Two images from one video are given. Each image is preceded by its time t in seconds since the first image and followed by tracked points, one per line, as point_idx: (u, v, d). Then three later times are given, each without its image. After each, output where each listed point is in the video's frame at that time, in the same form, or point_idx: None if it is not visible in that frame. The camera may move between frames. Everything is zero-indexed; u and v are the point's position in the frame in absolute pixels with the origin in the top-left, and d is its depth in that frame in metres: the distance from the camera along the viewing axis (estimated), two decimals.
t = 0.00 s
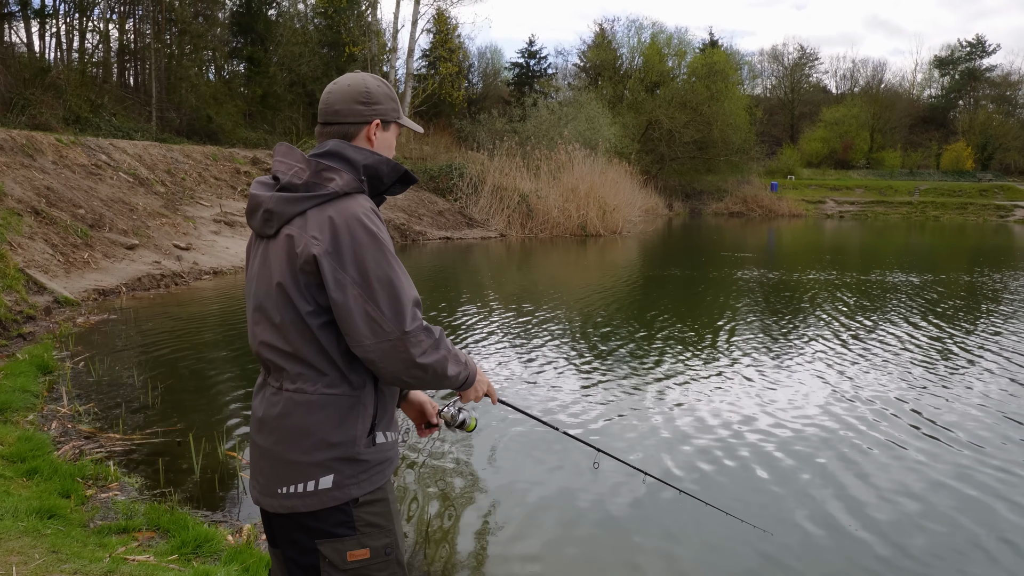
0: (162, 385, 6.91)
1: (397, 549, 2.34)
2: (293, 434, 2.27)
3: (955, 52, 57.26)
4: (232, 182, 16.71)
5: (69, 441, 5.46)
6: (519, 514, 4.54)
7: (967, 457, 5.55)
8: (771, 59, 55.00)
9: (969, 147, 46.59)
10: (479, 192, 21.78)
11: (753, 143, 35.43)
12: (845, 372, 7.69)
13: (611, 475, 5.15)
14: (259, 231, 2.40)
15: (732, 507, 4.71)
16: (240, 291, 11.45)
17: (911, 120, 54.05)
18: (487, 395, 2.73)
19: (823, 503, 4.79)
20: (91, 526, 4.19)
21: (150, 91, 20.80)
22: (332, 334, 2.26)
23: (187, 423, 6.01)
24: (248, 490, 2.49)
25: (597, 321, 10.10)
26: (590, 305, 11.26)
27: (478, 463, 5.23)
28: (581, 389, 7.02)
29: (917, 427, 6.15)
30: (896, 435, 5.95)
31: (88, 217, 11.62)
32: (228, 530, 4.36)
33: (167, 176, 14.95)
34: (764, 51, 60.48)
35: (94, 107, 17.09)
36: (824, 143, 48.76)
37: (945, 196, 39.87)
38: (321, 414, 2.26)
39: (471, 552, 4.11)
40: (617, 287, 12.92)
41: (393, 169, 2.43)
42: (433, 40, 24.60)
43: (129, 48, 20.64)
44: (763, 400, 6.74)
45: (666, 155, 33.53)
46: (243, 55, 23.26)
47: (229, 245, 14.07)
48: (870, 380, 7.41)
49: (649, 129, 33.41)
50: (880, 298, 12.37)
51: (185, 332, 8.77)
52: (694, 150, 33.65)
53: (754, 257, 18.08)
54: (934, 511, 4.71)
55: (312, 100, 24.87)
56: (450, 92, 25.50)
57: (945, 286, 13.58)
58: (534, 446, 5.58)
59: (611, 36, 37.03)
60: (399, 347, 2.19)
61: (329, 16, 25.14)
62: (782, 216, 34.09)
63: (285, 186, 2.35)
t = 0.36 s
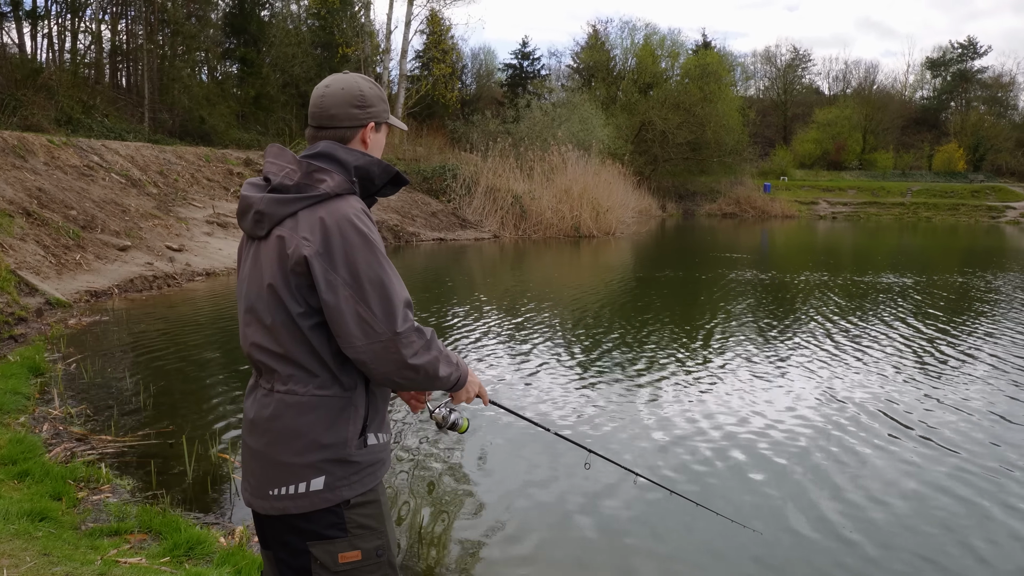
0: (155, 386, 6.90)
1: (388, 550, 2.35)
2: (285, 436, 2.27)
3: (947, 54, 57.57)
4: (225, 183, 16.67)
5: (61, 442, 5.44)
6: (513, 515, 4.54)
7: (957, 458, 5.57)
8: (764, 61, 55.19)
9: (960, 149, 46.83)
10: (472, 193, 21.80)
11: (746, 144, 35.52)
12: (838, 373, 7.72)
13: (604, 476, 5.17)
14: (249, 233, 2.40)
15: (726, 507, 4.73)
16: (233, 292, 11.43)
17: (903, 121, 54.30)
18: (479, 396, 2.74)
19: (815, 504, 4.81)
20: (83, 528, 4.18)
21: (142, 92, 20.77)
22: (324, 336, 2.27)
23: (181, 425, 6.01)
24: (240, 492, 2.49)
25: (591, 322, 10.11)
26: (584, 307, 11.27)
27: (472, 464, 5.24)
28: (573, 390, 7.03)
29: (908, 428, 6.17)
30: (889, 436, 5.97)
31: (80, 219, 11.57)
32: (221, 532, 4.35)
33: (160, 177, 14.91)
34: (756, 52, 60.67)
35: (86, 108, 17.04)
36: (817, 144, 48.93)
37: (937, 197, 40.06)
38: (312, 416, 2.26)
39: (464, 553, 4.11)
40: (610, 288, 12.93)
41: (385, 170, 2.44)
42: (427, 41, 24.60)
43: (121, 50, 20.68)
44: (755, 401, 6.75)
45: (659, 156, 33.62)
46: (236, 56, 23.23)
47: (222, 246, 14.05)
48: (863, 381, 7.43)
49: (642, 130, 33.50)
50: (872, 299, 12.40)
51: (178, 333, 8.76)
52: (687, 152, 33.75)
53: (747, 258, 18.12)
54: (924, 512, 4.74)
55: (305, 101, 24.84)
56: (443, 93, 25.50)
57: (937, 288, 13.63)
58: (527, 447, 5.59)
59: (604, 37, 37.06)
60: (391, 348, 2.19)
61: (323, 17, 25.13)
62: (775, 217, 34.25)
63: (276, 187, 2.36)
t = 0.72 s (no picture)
0: (147, 389, 6.87)
1: (381, 552, 2.35)
2: (277, 438, 2.27)
3: (938, 55, 57.86)
4: (217, 185, 16.63)
5: (52, 445, 5.42)
6: (506, 517, 4.54)
7: (949, 459, 5.59)
8: (756, 62, 55.39)
9: (952, 150, 47.07)
10: (465, 194, 21.80)
11: (738, 146, 35.61)
12: (831, 375, 7.73)
13: (597, 478, 5.17)
14: (240, 235, 2.40)
15: (719, 509, 4.74)
16: (225, 294, 11.40)
17: (895, 123, 54.57)
18: (471, 398, 2.74)
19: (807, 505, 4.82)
20: (74, 531, 4.16)
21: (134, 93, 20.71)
22: (315, 339, 2.27)
23: (173, 427, 5.99)
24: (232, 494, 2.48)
25: (585, 324, 10.12)
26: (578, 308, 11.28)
27: (465, 467, 5.24)
28: (566, 391, 7.03)
29: (900, 429, 6.18)
30: (880, 438, 5.98)
31: (72, 221, 11.52)
32: (213, 535, 4.34)
33: (152, 179, 14.86)
34: (749, 53, 60.85)
35: (77, 110, 16.99)
36: (809, 145, 49.10)
37: (928, 198, 40.26)
38: (304, 418, 2.26)
39: (457, 555, 4.11)
40: (603, 290, 12.95)
41: (376, 172, 2.44)
42: (420, 43, 24.58)
43: (113, 51, 20.60)
44: (748, 403, 6.77)
45: (652, 158, 33.71)
46: (228, 57, 23.18)
47: (214, 248, 14.01)
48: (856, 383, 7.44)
49: (635, 132, 33.59)
50: (865, 300, 12.43)
51: (170, 335, 8.74)
52: (680, 153, 33.85)
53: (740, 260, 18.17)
54: (915, 512, 4.76)
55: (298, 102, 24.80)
56: (436, 95, 25.50)
57: (929, 289, 13.67)
58: (520, 449, 5.60)
59: (597, 38, 37.10)
60: (382, 350, 2.20)
61: (315, 18, 25.13)
62: (768, 218, 34.39)
63: (267, 189, 2.36)
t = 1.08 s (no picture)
0: (139, 390, 6.89)
1: (371, 553, 2.39)
2: (267, 439, 2.30)
3: (929, 58, 58.19)
4: (211, 186, 16.62)
5: (44, 447, 5.43)
6: (498, 517, 4.58)
7: (935, 461, 5.64)
8: (749, 65, 55.63)
9: (943, 152, 47.35)
10: (458, 196, 21.84)
11: (731, 148, 35.74)
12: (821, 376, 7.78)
13: (587, 478, 5.21)
14: (230, 237, 2.43)
15: (707, 509, 4.79)
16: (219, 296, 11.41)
17: (886, 125, 54.89)
18: (460, 398, 2.78)
19: (794, 505, 4.87)
20: (66, 533, 4.18)
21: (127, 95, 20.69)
22: (304, 341, 2.30)
23: (165, 429, 6.00)
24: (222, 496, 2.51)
25: (577, 325, 10.16)
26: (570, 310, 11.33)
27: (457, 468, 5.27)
28: (558, 393, 7.07)
29: (888, 430, 6.23)
30: (868, 439, 6.03)
31: (65, 222, 11.51)
32: (205, 537, 4.36)
33: (145, 180, 14.85)
34: (741, 56, 61.05)
35: (70, 111, 16.98)
36: (801, 147, 49.30)
37: (919, 200, 40.49)
38: (294, 419, 2.29)
39: (448, 555, 4.15)
40: (596, 291, 13.00)
41: (365, 174, 2.47)
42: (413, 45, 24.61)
43: (106, 52, 20.55)
44: (738, 403, 6.82)
45: (645, 160, 33.85)
46: (222, 58, 22.91)
47: (208, 249, 14.01)
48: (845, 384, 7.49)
49: (628, 134, 33.72)
50: (855, 302, 12.50)
51: (163, 337, 8.75)
52: (673, 155, 33.98)
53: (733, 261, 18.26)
54: (900, 513, 4.81)
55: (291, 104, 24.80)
56: (430, 96, 25.54)
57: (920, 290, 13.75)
58: (512, 450, 5.63)
59: (590, 40, 37.17)
60: (371, 351, 2.23)
61: (309, 20, 25.23)
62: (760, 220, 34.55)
63: (256, 191, 2.40)
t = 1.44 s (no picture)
0: (132, 394, 6.84)
1: (366, 557, 2.37)
2: (260, 443, 2.28)
3: (923, 59, 58.37)
4: (205, 189, 16.57)
5: (37, 451, 5.39)
6: (493, 520, 4.56)
7: (930, 462, 5.63)
8: (743, 66, 55.78)
9: (936, 153, 47.51)
10: (453, 198, 21.80)
11: (726, 148, 35.79)
12: (817, 377, 7.79)
13: (582, 480, 5.20)
14: (221, 239, 2.41)
15: (703, 510, 4.78)
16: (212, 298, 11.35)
17: (880, 126, 55.07)
18: (456, 401, 2.76)
19: (790, 507, 4.86)
20: (58, 537, 4.14)
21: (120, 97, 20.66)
22: (297, 344, 2.28)
23: (159, 433, 5.96)
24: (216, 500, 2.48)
25: (574, 326, 10.17)
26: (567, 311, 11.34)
27: (451, 470, 5.25)
28: (553, 394, 7.04)
29: (883, 432, 6.23)
30: (863, 440, 6.04)
31: (57, 224, 11.46)
32: (199, 541, 4.34)
33: (138, 182, 14.79)
34: (736, 57, 61.22)
35: (63, 113, 16.97)
36: (796, 148, 49.41)
37: (913, 200, 40.61)
38: (287, 422, 2.27)
39: (444, 558, 4.13)
40: (593, 292, 12.99)
41: (358, 176, 2.45)
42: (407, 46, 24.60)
43: (99, 54, 20.48)
44: (735, 404, 6.82)
45: (640, 161, 33.90)
46: (215, 60, 22.90)
47: (201, 252, 13.96)
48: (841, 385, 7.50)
49: (623, 135, 33.76)
50: (851, 303, 12.51)
51: (156, 340, 8.70)
52: (668, 156, 34.02)
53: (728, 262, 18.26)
54: (894, 514, 4.81)
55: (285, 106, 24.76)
56: (424, 98, 25.52)
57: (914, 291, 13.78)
58: (507, 452, 5.62)
59: (585, 41, 37.20)
60: (364, 354, 2.21)
61: (303, 22, 25.24)
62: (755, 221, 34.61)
63: (247, 194, 2.38)
